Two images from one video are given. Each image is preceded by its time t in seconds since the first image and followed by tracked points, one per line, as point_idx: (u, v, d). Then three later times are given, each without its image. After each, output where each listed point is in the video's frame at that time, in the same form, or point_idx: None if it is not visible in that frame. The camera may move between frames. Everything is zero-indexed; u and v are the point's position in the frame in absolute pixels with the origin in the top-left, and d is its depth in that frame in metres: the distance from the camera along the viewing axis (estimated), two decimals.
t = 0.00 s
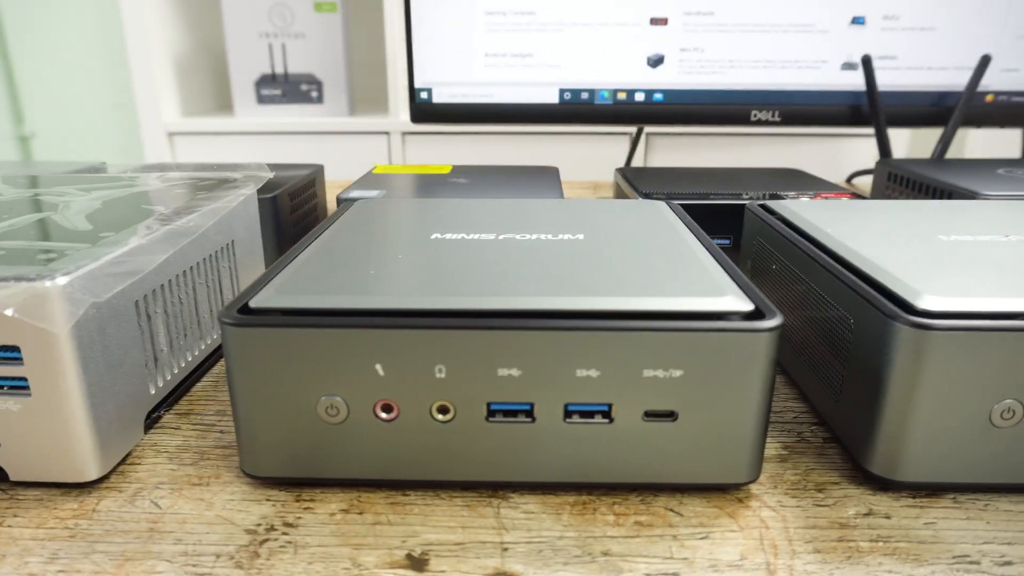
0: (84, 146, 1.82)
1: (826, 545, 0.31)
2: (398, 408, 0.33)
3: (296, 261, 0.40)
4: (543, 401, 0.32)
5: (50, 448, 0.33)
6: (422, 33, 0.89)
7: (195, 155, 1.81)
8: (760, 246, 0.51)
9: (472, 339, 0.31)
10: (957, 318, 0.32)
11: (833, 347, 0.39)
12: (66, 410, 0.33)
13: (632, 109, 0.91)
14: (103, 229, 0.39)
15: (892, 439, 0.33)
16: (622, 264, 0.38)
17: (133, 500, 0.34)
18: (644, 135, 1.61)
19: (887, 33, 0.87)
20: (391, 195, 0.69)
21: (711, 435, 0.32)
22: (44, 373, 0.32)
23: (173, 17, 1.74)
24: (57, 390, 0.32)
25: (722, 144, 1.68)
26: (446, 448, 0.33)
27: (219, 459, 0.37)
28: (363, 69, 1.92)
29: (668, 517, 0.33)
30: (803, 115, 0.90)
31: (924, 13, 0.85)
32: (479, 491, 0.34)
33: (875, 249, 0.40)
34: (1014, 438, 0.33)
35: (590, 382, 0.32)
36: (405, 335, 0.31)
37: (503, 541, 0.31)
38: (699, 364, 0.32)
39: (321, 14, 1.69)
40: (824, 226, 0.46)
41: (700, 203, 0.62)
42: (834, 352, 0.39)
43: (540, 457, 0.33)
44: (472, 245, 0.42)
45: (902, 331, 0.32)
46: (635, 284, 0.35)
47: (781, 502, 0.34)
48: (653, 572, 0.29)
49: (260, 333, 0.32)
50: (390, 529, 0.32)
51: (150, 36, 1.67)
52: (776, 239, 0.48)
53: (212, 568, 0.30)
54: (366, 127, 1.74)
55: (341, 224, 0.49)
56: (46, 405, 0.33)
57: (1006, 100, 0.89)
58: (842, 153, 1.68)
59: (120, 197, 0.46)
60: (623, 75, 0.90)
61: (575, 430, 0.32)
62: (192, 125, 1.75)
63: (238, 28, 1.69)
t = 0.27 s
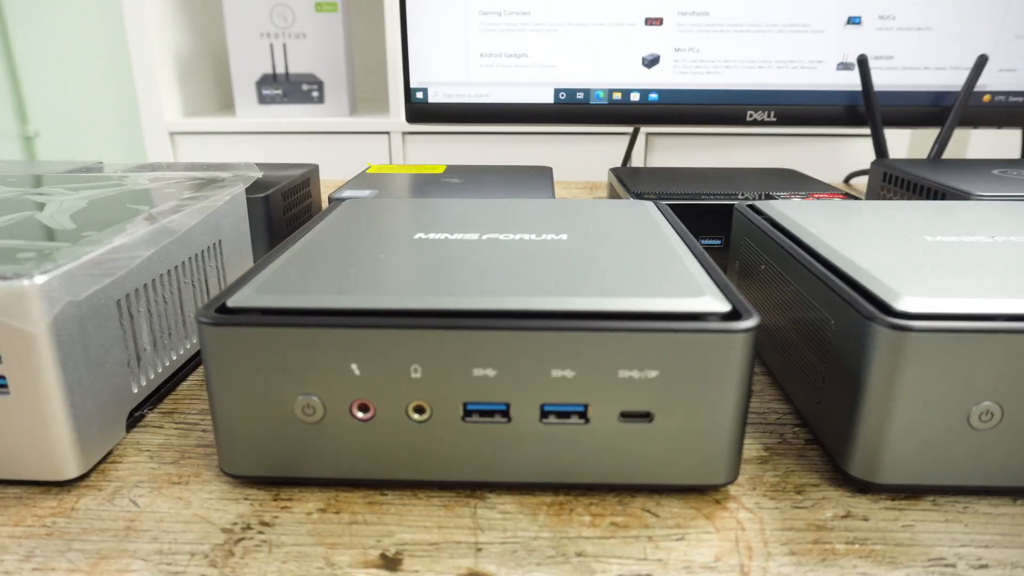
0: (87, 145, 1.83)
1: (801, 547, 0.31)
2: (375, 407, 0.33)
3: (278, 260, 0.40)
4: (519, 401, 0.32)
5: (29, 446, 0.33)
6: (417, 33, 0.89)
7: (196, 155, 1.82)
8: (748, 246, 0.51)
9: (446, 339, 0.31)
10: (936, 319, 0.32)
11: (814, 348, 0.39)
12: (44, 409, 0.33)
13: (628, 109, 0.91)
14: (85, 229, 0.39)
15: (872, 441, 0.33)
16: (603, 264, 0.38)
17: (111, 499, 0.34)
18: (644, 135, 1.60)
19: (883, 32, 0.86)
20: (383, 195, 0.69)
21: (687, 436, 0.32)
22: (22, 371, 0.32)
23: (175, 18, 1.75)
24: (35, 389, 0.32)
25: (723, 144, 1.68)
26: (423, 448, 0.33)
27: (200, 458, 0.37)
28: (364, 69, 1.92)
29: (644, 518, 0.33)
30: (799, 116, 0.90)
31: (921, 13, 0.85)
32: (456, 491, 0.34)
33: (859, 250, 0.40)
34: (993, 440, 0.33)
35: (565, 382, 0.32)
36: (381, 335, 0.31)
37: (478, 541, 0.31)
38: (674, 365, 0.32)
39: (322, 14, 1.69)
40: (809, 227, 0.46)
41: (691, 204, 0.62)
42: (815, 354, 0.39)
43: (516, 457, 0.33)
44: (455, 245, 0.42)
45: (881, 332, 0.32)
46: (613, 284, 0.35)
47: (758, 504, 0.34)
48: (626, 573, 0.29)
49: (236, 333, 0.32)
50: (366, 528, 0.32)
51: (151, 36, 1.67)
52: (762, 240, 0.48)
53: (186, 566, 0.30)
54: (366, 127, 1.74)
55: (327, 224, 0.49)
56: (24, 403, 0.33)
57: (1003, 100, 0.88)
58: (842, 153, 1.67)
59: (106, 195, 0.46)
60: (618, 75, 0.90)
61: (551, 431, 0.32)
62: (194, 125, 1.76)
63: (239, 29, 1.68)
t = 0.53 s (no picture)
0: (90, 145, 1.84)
1: (773, 549, 0.30)
2: (346, 407, 0.33)
3: (257, 259, 0.40)
4: (490, 402, 0.32)
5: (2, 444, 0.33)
6: (412, 33, 0.89)
7: (198, 154, 1.82)
8: (733, 247, 0.51)
9: (417, 339, 0.31)
10: (910, 321, 0.32)
11: (793, 349, 0.38)
12: (16, 406, 0.33)
13: (623, 109, 0.91)
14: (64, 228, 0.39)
15: (847, 444, 0.33)
16: (581, 264, 0.38)
17: (85, 497, 0.34)
18: (644, 135, 1.60)
19: (879, 32, 0.86)
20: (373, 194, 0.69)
21: (660, 438, 0.32)
22: None
23: (177, 17, 1.75)
24: (8, 387, 0.32)
25: (723, 144, 1.67)
26: (394, 448, 0.33)
27: (176, 457, 0.37)
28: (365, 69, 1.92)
29: (616, 519, 0.32)
30: (795, 116, 0.90)
31: (918, 13, 0.85)
32: (429, 491, 0.34)
33: (840, 251, 0.40)
34: (969, 443, 0.32)
35: (536, 383, 0.32)
36: (351, 335, 0.31)
37: (448, 542, 0.31)
38: (646, 366, 0.31)
39: (322, 13, 1.69)
40: (792, 228, 0.45)
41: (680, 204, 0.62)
42: (794, 355, 0.38)
43: (488, 458, 0.33)
44: (435, 245, 0.42)
45: (855, 334, 0.32)
46: (588, 284, 0.35)
47: (733, 506, 0.33)
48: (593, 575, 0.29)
49: (207, 332, 0.32)
50: (337, 528, 0.32)
51: (153, 36, 1.68)
52: (746, 241, 0.48)
53: (155, 565, 0.30)
54: (366, 126, 1.74)
55: (311, 224, 0.49)
56: None
57: (1001, 100, 0.88)
58: (843, 154, 1.67)
59: (87, 195, 0.46)
60: (613, 75, 0.90)
61: (523, 431, 0.32)
62: (195, 124, 1.77)
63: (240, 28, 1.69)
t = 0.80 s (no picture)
0: (93, 144, 1.84)
1: (748, 552, 0.30)
2: (323, 407, 0.33)
3: (240, 258, 0.40)
4: (466, 402, 0.32)
5: None
6: (408, 33, 0.89)
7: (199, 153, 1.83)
8: (720, 248, 0.51)
9: (392, 340, 0.31)
10: (889, 323, 0.32)
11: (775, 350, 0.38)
12: None
13: (619, 109, 0.90)
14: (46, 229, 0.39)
15: (826, 446, 0.33)
16: (562, 265, 0.38)
17: (64, 496, 0.34)
18: (645, 135, 1.60)
19: (877, 32, 0.85)
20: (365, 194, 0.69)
21: (637, 438, 0.32)
22: None
23: (179, 17, 1.76)
24: None
25: (723, 144, 1.67)
26: (371, 448, 0.33)
27: (157, 456, 0.37)
28: (366, 69, 1.92)
29: (593, 521, 0.32)
30: (792, 116, 0.89)
31: (915, 12, 0.84)
32: (407, 492, 0.34)
33: (824, 252, 0.40)
34: (948, 445, 0.32)
35: (512, 384, 0.32)
36: (326, 335, 0.31)
37: (422, 542, 0.31)
38: (622, 366, 0.31)
39: (323, 13, 1.69)
40: (778, 228, 0.45)
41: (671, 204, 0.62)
42: (776, 356, 0.38)
43: (465, 458, 0.33)
44: (417, 245, 0.42)
45: (833, 336, 0.31)
46: (566, 284, 0.35)
47: (711, 508, 0.33)
48: None
49: (183, 331, 0.32)
50: (312, 528, 0.32)
51: (154, 36, 1.68)
52: (732, 241, 0.47)
53: (128, 564, 0.30)
54: (367, 126, 1.74)
55: (296, 223, 0.49)
56: None
57: (1000, 100, 0.87)
58: (845, 154, 1.66)
59: (72, 195, 0.46)
60: (608, 75, 0.89)
61: (499, 432, 0.32)
62: (196, 124, 1.77)
63: (240, 27, 1.69)
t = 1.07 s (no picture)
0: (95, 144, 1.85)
1: (719, 555, 0.30)
2: (295, 407, 0.33)
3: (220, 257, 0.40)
4: (438, 403, 0.32)
5: None
6: (402, 33, 0.89)
7: (201, 153, 1.83)
8: (705, 249, 0.50)
9: (363, 340, 0.31)
10: (864, 325, 0.32)
11: (754, 351, 0.38)
12: None
13: (613, 109, 0.90)
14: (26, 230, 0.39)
15: (800, 448, 0.32)
16: (540, 265, 0.38)
17: (39, 494, 0.34)
18: (644, 135, 1.59)
19: (873, 32, 0.85)
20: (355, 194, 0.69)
21: (609, 439, 0.32)
22: None
23: (181, 17, 1.77)
24: None
25: (724, 144, 1.66)
26: (344, 449, 0.33)
27: (135, 454, 0.38)
28: (367, 69, 1.93)
29: (566, 522, 0.32)
30: (788, 116, 0.89)
31: (911, 12, 0.83)
32: (381, 492, 0.34)
33: (804, 253, 0.39)
34: (923, 448, 0.32)
35: (483, 384, 0.32)
36: (298, 334, 0.31)
37: (393, 543, 0.31)
38: (593, 367, 0.31)
39: (324, 13, 1.70)
40: (761, 228, 0.45)
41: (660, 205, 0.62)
42: (755, 357, 0.38)
43: (437, 459, 0.33)
44: (398, 246, 0.42)
45: (806, 337, 0.31)
46: (541, 284, 0.35)
47: (685, 510, 0.33)
48: None
49: (155, 331, 0.32)
50: (284, 528, 0.32)
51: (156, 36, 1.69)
52: (716, 241, 0.47)
53: (99, 562, 0.30)
54: (367, 126, 1.75)
55: (280, 223, 0.49)
56: None
57: (998, 100, 0.86)
58: (847, 155, 1.65)
59: (55, 195, 0.46)
60: (603, 75, 0.89)
61: (471, 433, 0.32)
62: (197, 124, 1.78)
63: (242, 27, 1.70)
